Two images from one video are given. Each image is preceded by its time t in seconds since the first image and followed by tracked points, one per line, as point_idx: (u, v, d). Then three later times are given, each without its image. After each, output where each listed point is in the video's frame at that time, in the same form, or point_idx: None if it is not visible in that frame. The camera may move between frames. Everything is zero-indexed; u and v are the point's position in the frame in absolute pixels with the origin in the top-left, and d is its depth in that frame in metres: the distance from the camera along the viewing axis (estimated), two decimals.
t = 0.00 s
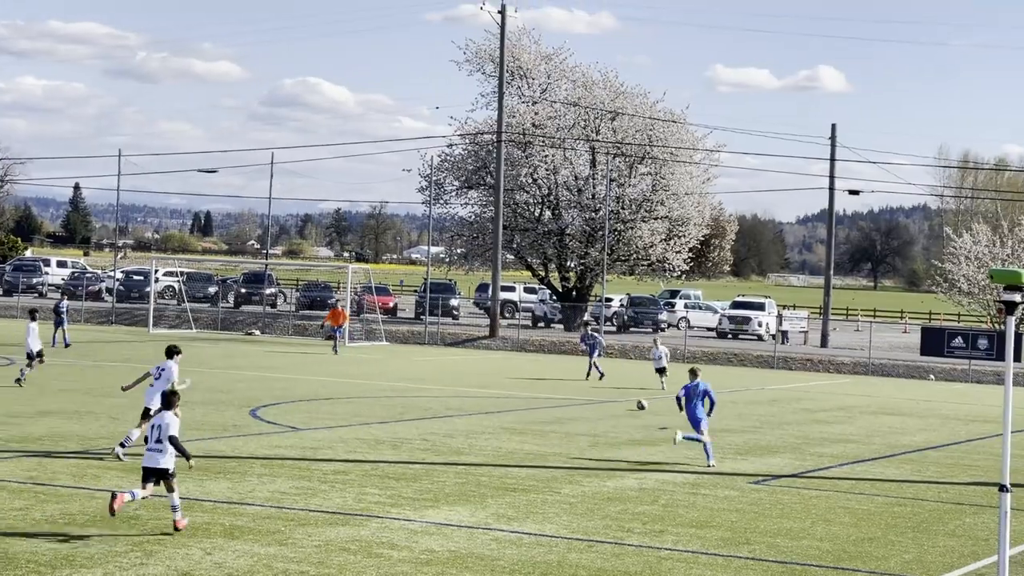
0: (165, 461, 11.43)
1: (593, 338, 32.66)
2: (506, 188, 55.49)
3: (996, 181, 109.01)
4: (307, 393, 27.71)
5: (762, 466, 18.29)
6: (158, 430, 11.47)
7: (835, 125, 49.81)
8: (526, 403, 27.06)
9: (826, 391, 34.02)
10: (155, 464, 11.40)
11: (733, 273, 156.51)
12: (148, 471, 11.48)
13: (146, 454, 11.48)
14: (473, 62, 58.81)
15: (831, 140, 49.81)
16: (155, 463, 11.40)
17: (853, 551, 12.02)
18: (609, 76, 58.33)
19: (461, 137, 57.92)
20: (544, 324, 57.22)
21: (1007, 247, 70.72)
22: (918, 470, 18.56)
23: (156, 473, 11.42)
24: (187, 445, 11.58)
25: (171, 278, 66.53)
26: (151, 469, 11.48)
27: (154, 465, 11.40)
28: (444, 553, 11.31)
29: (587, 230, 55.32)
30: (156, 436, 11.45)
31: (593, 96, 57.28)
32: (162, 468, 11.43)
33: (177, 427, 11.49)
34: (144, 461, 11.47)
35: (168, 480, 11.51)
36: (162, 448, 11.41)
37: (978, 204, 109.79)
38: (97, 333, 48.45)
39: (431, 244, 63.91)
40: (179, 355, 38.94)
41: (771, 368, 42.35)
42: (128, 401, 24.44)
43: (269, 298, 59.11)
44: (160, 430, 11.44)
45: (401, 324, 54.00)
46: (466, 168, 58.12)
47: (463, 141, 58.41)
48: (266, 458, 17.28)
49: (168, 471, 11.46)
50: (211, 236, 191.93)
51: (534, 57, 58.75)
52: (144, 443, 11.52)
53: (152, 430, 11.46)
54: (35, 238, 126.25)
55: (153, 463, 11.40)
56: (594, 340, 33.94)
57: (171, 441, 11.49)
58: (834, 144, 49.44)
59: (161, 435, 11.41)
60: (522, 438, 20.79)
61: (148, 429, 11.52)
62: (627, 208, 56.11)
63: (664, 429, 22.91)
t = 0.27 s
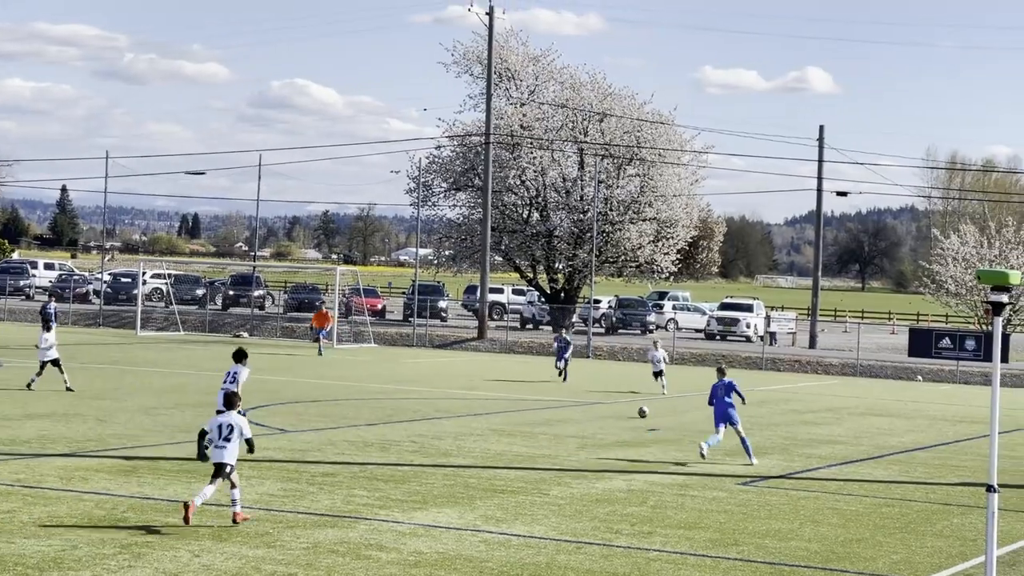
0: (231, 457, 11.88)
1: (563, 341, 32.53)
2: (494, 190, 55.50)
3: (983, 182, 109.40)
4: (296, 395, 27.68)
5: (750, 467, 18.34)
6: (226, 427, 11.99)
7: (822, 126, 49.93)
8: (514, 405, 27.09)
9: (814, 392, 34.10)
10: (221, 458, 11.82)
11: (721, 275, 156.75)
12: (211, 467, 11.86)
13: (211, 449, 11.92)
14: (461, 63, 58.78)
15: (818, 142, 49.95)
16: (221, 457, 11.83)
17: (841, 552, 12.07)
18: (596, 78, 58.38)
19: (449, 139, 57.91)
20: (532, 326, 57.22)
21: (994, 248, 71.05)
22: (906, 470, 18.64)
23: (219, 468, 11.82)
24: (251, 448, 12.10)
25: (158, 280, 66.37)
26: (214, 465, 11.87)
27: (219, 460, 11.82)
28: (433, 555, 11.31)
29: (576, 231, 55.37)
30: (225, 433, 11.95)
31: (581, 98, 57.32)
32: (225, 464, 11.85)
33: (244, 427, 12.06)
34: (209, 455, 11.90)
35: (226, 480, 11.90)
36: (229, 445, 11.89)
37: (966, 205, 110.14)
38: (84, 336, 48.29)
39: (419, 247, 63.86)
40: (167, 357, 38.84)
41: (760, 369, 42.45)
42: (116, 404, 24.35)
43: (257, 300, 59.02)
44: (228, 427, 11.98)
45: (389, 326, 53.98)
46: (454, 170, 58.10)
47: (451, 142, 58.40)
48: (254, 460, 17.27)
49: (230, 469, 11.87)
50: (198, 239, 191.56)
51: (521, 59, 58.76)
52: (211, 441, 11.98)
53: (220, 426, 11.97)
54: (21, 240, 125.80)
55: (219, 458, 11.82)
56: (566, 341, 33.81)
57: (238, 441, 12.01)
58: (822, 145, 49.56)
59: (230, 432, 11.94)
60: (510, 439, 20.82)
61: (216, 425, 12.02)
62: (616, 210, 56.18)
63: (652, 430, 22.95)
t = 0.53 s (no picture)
0: (288, 451, 12.44)
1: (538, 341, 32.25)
2: (484, 191, 55.49)
3: (972, 182, 109.80)
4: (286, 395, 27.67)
5: (739, 467, 18.38)
6: (282, 422, 12.44)
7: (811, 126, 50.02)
8: (504, 405, 27.12)
9: (803, 392, 34.20)
10: (280, 454, 12.40)
11: (710, 275, 156.89)
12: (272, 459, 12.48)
13: (270, 443, 12.45)
14: (449, 64, 58.75)
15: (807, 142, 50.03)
16: (280, 453, 12.41)
17: (831, 552, 12.10)
18: (586, 79, 58.38)
19: (439, 140, 57.88)
20: (522, 326, 57.20)
21: (983, 248, 71.28)
22: (895, 470, 18.71)
23: (279, 462, 12.43)
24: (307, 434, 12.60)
25: (148, 282, 66.25)
26: (275, 457, 12.48)
27: (278, 454, 12.41)
28: (422, 556, 11.31)
29: (565, 232, 55.35)
30: (281, 427, 12.42)
31: (570, 98, 57.33)
32: (285, 456, 12.45)
33: (298, 420, 12.47)
34: (268, 449, 12.46)
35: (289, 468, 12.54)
36: (286, 440, 12.39)
37: (955, 205, 110.42)
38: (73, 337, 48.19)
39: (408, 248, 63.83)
40: (156, 358, 38.73)
41: (749, 370, 42.55)
42: (105, 405, 24.29)
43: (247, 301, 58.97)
44: (283, 422, 12.40)
45: (379, 326, 53.96)
46: (444, 170, 58.07)
47: (441, 143, 58.35)
48: (244, 461, 17.26)
49: (290, 460, 12.48)
50: (188, 240, 191.19)
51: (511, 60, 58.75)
52: (268, 435, 12.48)
53: (276, 422, 12.42)
54: (10, 242, 125.48)
55: (278, 453, 12.40)
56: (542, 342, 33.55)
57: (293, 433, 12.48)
58: (811, 146, 49.65)
59: (284, 427, 12.39)
60: (501, 440, 20.85)
61: (271, 420, 12.47)
62: (605, 211, 56.17)
63: (643, 431, 23.01)
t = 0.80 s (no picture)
0: (336, 452, 12.64)
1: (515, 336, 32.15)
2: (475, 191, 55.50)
3: (961, 182, 110.18)
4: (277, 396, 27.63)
5: (730, 467, 18.42)
6: (328, 423, 12.64)
7: (801, 126, 50.10)
8: (495, 405, 27.12)
9: (795, 392, 34.28)
10: (327, 455, 12.59)
11: (702, 275, 157.06)
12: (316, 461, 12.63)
13: (316, 445, 12.60)
14: (440, 64, 58.72)
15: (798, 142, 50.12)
16: (328, 454, 12.60)
17: (822, 552, 12.11)
18: (576, 79, 58.41)
19: (430, 140, 57.84)
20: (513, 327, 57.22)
21: (973, 247, 71.51)
22: (885, 470, 18.76)
23: (326, 462, 12.62)
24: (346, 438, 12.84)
25: (139, 282, 66.13)
26: (319, 458, 12.65)
27: (325, 456, 12.59)
28: (413, 557, 11.31)
29: (556, 232, 55.37)
30: (328, 429, 12.62)
31: (561, 98, 57.36)
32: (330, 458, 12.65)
33: (342, 421, 12.75)
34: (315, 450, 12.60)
35: (331, 470, 12.73)
36: (334, 441, 12.60)
37: (945, 205, 110.70)
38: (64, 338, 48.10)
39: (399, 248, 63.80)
40: (146, 359, 38.66)
41: (740, 369, 42.60)
42: (96, 406, 24.25)
43: (238, 302, 58.90)
44: (331, 424, 12.65)
45: (370, 327, 53.93)
46: (435, 171, 58.06)
47: (431, 143, 58.34)
48: (235, 462, 17.23)
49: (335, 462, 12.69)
50: (179, 241, 190.90)
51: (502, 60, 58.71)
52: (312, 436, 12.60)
53: (323, 424, 12.60)
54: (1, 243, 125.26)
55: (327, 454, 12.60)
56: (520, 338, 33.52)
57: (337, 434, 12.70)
58: (801, 146, 49.75)
59: (333, 429, 12.61)
60: (492, 440, 20.85)
61: (319, 422, 12.62)
62: (596, 211, 56.21)
63: (634, 431, 23.04)
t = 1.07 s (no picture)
0: (365, 447, 13.33)
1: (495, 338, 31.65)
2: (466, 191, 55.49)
3: (951, 182, 110.56)
4: (268, 396, 27.63)
5: (721, 466, 18.46)
6: (355, 420, 13.31)
7: (792, 126, 50.19)
8: (486, 405, 27.13)
9: (786, 391, 34.34)
10: (357, 450, 13.28)
11: (693, 275, 157.16)
12: (349, 457, 13.34)
13: (347, 442, 13.28)
14: (430, 64, 58.71)
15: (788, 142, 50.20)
16: (359, 449, 13.28)
17: (813, 551, 12.15)
18: (567, 78, 58.45)
19: (421, 140, 57.81)
20: (504, 326, 57.22)
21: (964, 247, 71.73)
22: (876, 469, 18.81)
23: (359, 457, 13.31)
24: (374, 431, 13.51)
25: (130, 282, 66.01)
26: (350, 455, 13.34)
27: (357, 451, 13.28)
28: (405, 556, 11.32)
29: (547, 232, 55.38)
30: (356, 426, 13.29)
31: (551, 98, 57.40)
32: (360, 453, 13.34)
33: (369, 417, 13.40)
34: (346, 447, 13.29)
35: (363, 463, 13.44)
36: (362, 436, 13.28)
37: (936, 205, 110.95)
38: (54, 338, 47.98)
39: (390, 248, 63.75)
40: (137, 358, 38.57)
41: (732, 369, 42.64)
42: (87, 406, 24.19)
43: (229, 302, 58.79)
44: (356, 420, 13.29)
45: (361, 327, 53.88)
46: (426, 170, 58.04)
47: (422, 143, 58.33)
48: (225, 462, 17.22)
49: (364, 455, 13.38)
50: (169, 241, 190.47)
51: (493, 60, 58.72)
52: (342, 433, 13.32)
53: (350, 421, 13.27)
54: None
55: (358, 449, 13.28)
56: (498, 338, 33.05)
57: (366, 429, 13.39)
58: (792, 145, 49.85)
59: (360, 425, 13.28)
60: (483, 440, 20.86)
61: (346, 420, 13.30)
62: (587, 210, 56.24)
63: (624, 430, 23.07)
